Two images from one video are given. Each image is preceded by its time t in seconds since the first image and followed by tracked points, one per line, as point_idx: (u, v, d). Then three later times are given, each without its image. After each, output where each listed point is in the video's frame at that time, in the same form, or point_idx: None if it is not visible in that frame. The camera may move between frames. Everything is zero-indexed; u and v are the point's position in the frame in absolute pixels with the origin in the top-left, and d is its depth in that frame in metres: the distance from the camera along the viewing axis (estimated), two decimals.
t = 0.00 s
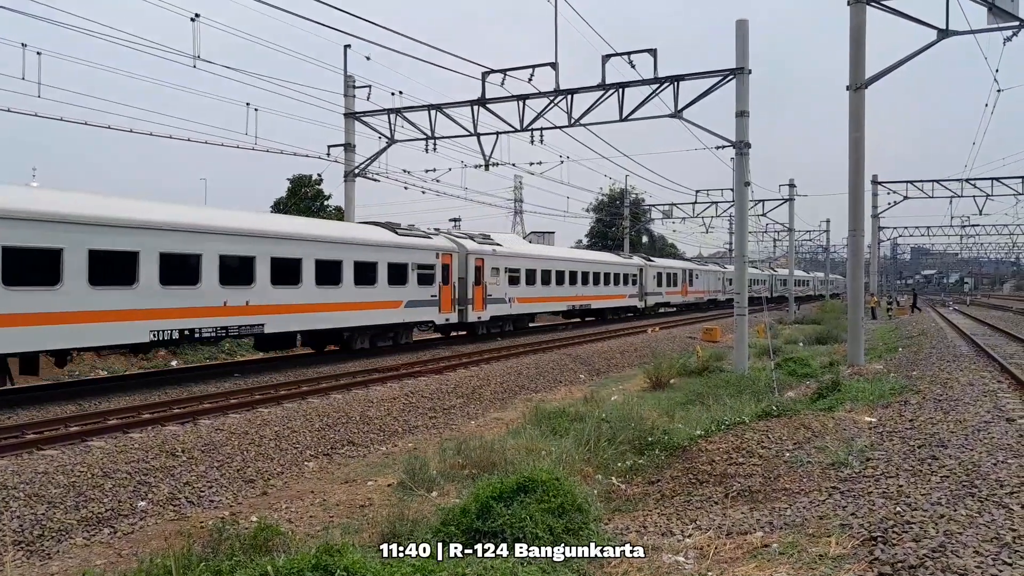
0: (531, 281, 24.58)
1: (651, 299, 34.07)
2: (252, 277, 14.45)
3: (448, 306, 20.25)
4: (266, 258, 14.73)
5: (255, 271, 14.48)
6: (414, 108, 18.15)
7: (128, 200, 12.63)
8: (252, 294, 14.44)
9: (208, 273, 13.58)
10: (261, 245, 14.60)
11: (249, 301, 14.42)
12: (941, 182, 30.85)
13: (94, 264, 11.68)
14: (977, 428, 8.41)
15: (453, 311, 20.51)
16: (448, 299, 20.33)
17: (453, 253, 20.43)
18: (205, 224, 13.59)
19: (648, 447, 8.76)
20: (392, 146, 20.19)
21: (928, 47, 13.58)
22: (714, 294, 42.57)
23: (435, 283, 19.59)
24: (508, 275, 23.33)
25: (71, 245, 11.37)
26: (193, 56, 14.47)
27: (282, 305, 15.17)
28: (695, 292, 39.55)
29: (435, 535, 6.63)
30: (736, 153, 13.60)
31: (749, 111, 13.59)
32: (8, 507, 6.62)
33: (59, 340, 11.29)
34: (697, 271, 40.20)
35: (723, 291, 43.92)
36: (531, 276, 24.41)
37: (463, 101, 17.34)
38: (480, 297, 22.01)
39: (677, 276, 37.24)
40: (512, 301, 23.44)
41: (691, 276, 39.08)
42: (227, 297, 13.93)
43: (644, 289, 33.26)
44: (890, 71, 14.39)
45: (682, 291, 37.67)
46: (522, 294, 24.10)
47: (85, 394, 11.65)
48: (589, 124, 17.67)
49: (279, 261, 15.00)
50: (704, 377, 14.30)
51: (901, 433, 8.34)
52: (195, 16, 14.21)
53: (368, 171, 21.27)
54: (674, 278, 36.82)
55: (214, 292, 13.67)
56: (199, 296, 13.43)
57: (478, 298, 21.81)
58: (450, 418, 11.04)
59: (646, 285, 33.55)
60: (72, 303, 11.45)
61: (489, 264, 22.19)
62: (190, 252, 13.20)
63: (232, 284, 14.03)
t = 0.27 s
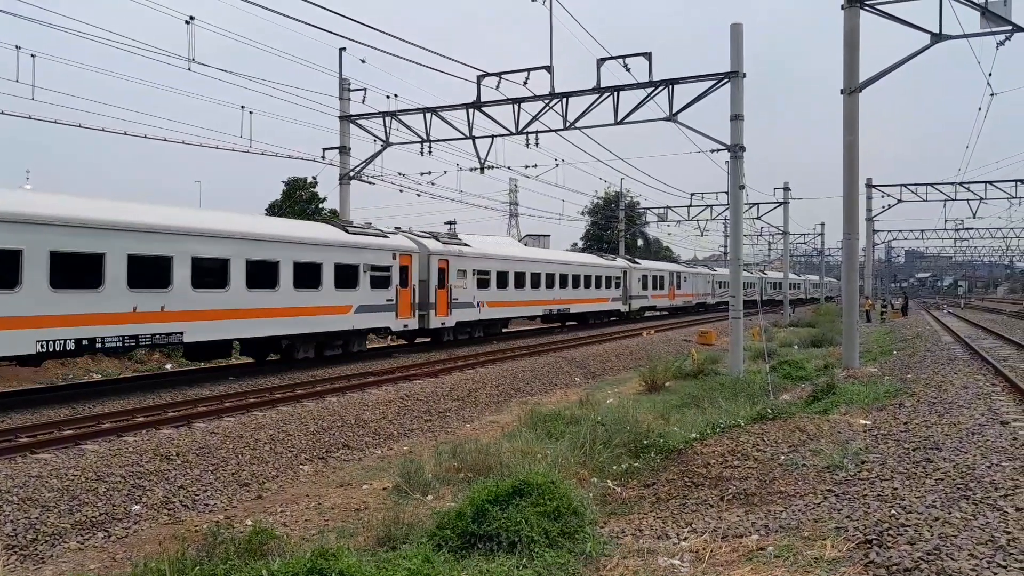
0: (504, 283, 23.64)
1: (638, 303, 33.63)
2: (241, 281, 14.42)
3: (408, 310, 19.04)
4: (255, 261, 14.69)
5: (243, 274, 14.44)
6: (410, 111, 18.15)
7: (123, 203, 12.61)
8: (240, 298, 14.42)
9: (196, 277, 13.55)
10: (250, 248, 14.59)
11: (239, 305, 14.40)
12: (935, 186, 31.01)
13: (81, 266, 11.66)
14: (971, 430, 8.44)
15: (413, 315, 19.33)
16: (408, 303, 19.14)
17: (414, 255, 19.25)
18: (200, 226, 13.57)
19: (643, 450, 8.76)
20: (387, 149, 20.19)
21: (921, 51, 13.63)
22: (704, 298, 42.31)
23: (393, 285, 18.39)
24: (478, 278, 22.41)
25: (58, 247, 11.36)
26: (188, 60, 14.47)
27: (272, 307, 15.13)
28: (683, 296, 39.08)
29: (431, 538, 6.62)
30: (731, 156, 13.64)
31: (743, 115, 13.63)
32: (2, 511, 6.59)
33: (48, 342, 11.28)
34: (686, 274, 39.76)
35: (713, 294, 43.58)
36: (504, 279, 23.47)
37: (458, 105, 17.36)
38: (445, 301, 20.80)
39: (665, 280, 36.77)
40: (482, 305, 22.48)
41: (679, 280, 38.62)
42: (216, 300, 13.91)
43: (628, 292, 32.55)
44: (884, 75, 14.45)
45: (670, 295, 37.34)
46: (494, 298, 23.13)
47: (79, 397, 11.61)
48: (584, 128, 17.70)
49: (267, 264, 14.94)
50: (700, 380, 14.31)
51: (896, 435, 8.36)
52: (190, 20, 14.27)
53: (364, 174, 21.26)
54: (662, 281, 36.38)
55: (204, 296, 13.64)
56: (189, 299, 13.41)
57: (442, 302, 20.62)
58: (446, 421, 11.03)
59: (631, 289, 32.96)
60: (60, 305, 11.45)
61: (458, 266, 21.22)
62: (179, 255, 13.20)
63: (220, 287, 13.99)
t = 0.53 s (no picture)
0: (478, 284, 22.36)
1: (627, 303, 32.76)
2: (246, 280, 14.44)
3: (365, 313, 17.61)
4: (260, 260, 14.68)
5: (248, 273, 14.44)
6: (410, 111, 18.14)
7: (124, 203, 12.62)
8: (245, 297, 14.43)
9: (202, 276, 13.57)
10: (255, 248, 14.55)
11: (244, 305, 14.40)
12: (935, 187, 31.02)
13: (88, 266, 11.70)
14: (970, 431, 8.44)
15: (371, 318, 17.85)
16: (364, 305, 17.63)
17: (372, 253, 17.76)
18: (200, 226, 13.57)
19: (643, 451, 8.76)
20: (387, 149, 20.18)
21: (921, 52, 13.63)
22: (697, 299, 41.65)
23: (347, 285, 16.95)
24: (449, 278, 21.15)
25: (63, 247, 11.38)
26: (188, 59, 14.48)
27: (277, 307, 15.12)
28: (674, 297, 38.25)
29: (430, 539, 6.62)
30: (731, 157, 13.63)
31: (743, 115, 13.63)
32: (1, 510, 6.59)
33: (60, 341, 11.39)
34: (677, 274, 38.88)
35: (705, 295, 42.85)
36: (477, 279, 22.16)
37: (458, 105, 17.35)
38: (407, 302, 19.35)
39: (655, 280, 35.91)
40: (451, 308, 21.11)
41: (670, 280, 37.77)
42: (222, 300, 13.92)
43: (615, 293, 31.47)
44: (884, 75, 14.44)
45: (660, 296, 36.58)
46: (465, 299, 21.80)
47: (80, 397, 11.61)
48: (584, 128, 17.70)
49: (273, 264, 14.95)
50: (699, 380, 14.30)
51: (896, 436, 8.36)
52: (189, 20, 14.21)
53: (363, 174, 21.26)
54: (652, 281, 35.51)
55: (208, 296, 13.65)
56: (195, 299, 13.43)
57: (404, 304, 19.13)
58: (445, 421, 11.02)
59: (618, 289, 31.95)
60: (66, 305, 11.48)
61: (425, 265, 19.89)
62: (185, 255, 13.20)
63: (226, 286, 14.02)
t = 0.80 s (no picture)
0: (449, 283, 20.81)
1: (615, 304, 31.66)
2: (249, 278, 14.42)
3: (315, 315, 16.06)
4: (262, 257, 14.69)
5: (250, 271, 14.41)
6: (411, 110, 18.14)
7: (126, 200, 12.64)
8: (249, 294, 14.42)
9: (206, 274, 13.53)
10: (268, 248, 14.73)
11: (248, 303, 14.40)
12: (937, 188, 31.00)
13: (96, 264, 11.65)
14: (970, 433, 8.44)
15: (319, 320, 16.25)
16: (312, 305, 16.01)
17: (323, 249, 16.11)
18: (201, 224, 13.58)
19: (643, 451, 8.75)
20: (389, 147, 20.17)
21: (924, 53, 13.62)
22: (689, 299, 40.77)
23: (292, 284, 15.36)
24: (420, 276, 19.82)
25: (71, 244, 11.31)
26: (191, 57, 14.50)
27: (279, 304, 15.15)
28: (665, 298, 37.15)
29: (429, 537, 6.62)
30: (732, 157, 13.62)
31: (745, 116, 13.62)
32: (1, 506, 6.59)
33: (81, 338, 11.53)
34: (668, 273, 37.74)
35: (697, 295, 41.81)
36: (447, 278, 20.60)
37: (460, 104, 17.34)
38: (366, 303, 17.70)
39: (646, 280, 34.86)
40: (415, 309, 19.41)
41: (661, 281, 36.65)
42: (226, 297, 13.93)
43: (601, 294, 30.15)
44: (886, 76, 14.43)
45: (650, 296, 35.55)
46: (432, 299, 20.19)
47: (82, 394, 11.60)
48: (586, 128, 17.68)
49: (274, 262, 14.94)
50: (700, 381, 14.29)
51: (896, 438, 8.35)
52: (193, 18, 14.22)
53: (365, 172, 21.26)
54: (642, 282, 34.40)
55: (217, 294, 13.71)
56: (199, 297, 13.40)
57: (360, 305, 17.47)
58: (445, 420, 11.03)
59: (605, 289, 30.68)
60: (75, 302, 11.42)
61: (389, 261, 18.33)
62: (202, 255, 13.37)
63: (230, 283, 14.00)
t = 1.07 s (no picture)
0: (415, 283, 19.34)
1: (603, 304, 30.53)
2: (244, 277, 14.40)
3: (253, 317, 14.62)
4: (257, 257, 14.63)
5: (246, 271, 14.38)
6: (412, 110, 18.15)
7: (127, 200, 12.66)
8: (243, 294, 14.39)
9: (202, 274, 13.51)
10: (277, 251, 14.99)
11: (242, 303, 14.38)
12: (938, 189, 30.98)
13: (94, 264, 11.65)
14: (971, 433, 8.44)
15: (258, 323, 14.78)
16: (248, 306, 14.52)
17: (262, 246, 14.66)
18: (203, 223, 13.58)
19: (643, 451, 8.75)
20: (389, 148, 20.17)
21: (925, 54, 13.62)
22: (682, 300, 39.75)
23: (224, 283, 13.93)
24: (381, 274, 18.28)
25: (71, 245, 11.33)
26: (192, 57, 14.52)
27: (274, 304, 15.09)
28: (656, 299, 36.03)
29: (430, 537, 6.63)
30: (733, 158, 13.61)
31: (746, 116, 13.61)
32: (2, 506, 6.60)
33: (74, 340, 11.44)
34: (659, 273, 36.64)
35: (689, 295, 40.71)
36: (411, 277, 19.09)
37: (461, 104, 17.34)
38: (313, 304, 16.20)
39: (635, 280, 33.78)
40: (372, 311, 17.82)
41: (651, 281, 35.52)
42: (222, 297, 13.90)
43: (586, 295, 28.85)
44: (887, 77, 14.42)
45: (640, 296, 34.41)
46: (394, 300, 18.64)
47: (84, 394, 11.61)
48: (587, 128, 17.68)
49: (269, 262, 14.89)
50: (700, 381, 14.28)
51: (897, 438, 8.35)
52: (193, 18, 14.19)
53: (365, 173, 21.27)
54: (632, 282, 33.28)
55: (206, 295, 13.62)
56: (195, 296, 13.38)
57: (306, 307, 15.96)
58: (446, 420, 11.02)
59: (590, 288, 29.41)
60: (73, 302, 11.43)
61: (343, 259, 16.82)
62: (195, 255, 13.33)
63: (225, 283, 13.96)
